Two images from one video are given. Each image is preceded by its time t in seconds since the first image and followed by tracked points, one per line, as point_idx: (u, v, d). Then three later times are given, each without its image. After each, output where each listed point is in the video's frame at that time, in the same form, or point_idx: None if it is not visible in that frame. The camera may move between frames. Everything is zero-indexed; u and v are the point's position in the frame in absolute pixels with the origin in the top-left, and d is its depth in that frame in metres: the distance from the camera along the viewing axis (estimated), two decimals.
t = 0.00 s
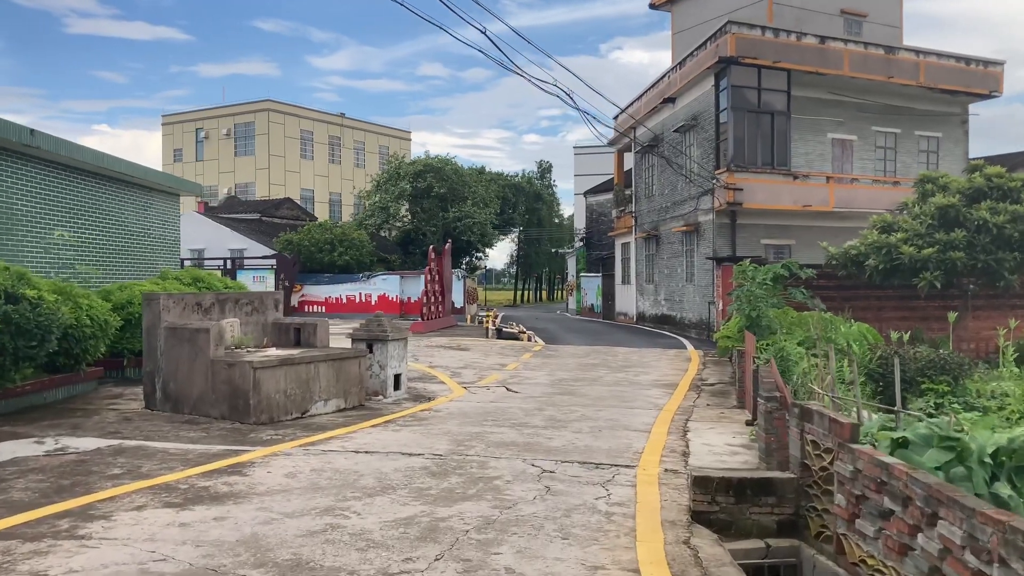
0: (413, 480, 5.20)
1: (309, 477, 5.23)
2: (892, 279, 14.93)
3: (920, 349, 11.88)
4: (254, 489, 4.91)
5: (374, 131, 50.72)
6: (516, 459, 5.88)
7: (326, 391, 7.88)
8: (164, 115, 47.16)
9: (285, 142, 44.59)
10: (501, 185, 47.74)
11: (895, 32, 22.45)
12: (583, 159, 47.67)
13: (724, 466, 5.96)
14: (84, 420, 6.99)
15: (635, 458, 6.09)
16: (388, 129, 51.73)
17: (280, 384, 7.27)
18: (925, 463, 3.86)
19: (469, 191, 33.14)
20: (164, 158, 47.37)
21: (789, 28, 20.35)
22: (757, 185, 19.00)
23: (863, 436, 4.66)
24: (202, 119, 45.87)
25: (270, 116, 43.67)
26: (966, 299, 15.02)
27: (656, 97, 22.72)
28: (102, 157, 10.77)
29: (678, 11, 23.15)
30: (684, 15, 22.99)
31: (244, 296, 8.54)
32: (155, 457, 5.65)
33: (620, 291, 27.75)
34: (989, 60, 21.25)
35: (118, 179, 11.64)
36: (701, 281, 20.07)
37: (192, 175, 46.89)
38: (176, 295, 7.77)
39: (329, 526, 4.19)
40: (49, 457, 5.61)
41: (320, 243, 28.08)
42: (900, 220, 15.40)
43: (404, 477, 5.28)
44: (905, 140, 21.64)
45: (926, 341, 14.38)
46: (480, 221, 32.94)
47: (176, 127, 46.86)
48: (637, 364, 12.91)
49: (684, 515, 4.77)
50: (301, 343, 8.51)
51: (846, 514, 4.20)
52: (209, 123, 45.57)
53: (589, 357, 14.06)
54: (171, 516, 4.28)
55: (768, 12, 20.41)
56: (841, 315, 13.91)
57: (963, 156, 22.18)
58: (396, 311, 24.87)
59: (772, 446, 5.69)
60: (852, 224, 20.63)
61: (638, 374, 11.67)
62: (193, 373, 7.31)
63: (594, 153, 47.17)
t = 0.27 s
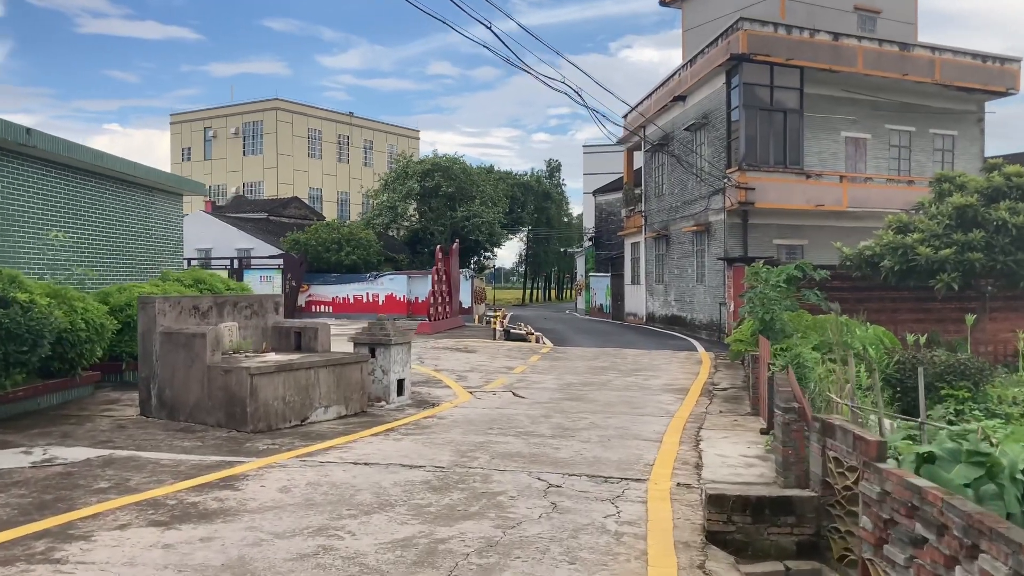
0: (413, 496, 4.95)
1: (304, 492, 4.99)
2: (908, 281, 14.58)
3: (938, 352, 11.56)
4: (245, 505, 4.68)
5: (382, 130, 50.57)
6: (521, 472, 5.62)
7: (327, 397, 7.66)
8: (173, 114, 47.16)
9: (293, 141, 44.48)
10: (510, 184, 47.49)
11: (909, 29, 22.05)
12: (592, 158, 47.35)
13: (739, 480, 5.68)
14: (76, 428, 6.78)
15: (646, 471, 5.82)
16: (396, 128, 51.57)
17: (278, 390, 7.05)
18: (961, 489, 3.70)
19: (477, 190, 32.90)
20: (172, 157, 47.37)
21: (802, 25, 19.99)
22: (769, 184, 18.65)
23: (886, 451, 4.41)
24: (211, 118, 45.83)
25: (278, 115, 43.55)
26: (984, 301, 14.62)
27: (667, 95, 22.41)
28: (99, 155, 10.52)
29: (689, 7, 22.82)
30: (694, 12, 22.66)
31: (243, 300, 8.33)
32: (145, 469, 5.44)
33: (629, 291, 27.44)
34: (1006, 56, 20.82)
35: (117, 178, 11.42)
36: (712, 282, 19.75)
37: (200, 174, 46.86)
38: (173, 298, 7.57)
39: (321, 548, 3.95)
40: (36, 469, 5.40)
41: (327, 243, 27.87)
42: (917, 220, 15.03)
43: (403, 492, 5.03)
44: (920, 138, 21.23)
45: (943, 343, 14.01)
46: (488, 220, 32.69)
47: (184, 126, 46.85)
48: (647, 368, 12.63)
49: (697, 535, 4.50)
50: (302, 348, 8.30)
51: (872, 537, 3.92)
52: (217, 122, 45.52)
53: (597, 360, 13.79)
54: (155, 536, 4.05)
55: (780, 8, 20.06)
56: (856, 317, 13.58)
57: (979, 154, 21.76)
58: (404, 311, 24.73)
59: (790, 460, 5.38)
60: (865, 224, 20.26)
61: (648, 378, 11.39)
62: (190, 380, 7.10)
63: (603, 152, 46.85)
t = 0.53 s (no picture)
0: (412, 501, 4.69)
1: (298, 497, 4.74)
2: (924, 279, 14.23)
3: (957, 352, 11.23)
4: (236, 510, 4.43)
5: (390, 127, 50.41)
6: (527, 476, 5.35)
7: (327, 396, 7.42)
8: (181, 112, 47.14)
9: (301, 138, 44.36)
10: (517, 182, 47.21)
11: (924, 23, 21.64)
12: (601, 156, 47.00)
13: (757, 485, 5.40)
14: (67, 427, 6.56)
15: (658, 475, 5.54)
16: (404, 126, 51.39)
17: (276, 389, 6.81)
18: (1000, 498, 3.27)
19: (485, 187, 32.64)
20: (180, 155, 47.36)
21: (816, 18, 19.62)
22: (781, 181, 18.31)
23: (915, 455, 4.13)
24: (218, 115, 45.78)
25: (286, 112, 43.39)
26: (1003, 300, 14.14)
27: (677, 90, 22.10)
28: (95, 148, 10.30)
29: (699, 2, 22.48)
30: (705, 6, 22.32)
31: (242, 296, 8.11)
32: (134, 471, 5.21)
33: (639, 289, 27.12)
34: None
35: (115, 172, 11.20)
36: (723, 280, 19.42)
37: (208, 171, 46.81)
38: (169, 294, 7.35)
39: (313, 558, 3.70)
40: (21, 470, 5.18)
41: (333, 240, 27.62)
42: (934, 216, 14.66)
43: (403, 498, 4.77)
44: (935, 135, 20.82)
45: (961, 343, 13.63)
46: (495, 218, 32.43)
47: (192, 124, 46.83)
48: (657, 367, 12.35)
49: (714, 545, 4.23)
50: (302, 345, 8.08)
51: (903, 551, 3.61)
52: (225, 119, 45.45)
53: (606, 359, 13.50)
54: (137, 544, 3.82)
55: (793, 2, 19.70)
56: (871, 316, 13.24)
57: (995, 151, 21.33)
58: (411, 308, 24.55)
59: (811, 464, 5.10)
60: (879, 221, 19.87)
61: (658, 378, 11.10)
62: (185, 378, 6.88)
63: (611, 150, 46.51)
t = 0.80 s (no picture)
0: (408, 516, 4.45)
1: (288, 511, 4.51)
2: (936, 280, 13.92)
3: (972, 356, 10.92)
4: (220, 526, 4.20)
5: (396, 126, 50.22)
6: (529, 488, 5.10)
7: (325, 401, 7.19)
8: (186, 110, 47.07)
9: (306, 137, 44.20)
10: (523, 182, 46.99)
11: (936, 20, 21.28)
12: (607, 155, 46.71)
13: (771, 498, 5.13)
14: (56, 433, 6.35)
15: (667, 487, 5.28)
16: (409, 124, 51.19)
17: (271, 394, 6.58)
18: None
19: (490, 186, 32.38)
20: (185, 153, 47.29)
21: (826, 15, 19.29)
22: (791, 180, 18.00)
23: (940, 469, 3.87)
24: (223, 114, 45.68)
25: (291, 110, 43.22)
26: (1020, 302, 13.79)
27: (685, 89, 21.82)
28: (90, 146, 10.09)
29: None
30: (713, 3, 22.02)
31: (236, 297, 7.90)
32: (119, 482, 4.99)
33: (646, 290, 26.83)
34: None
35: (110, 170, 10.98)
36: (731, 280, 19.12)
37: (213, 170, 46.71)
38: (162, 295, 7.14)
39: None
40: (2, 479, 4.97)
41: (337, 239, 27.33)
42: (949, 216, 14.31)
43: (397, 513, 4.51)
44: (948, 133, 20.45)
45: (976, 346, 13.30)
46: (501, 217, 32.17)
47: (197, 122, 46.76)
48: (665, 370, 12.09)
49: (726, 565, 3.96)
50: (299, 349, 7.86)
51: None
52: (230, 118, 45.33)
53: (613, 361, 13.24)
54: (113, 563, 3.60)
55: None
56: (884, 318, 12.94)
57: (1008, 150, 20.96)
58: (416, 309, 24.36)
59: (828, 477, 4.84)
60: (891, 222, 19.52)
61: (666, 381, 10.83)
62: (176, 382, 6.67)
63: (617, 149, 46.22)
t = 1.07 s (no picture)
0: (397, 526, 4.20)
1: (270, 519, 4.26)
2: (945, 280, 13.65)
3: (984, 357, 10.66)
4: (198, 536, 3.96)
5: (397, 125, 50.00)
6: (526, 495, 4.86)
7: (318, 403, 6.96)
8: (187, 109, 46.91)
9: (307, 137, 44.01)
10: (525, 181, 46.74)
11: (943, 17, 20.99)
12: (610, 155, 46.44)
13: (780, 505, 4.88)
14: (36, 436, 6.12)
15: (670, 494, 5.03)
16: (411, 124, 50.97)
17: (260, 396, 6.35)
18: None
19: (492, 186, 32.12)
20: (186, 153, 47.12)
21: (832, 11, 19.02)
22: (796, 178, 17.71)
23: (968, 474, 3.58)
24: (225, 113, 45.50)
25: (292, 110, 43.03)
26: None
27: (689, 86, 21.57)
28: (79, 140, 9.87)
29: None
30: None
31: (227, 295, 7.67)
32: (96, 488, 4.76)
33: (649, 290, 26.57)
34: None
35: (100, 165, 10.76)
36: (735, 280, 18.86)
37: (214, 169, 46.54)
38: (148, 293, 6.91)
39: None
40: None
41: (337, 238, 27.07)
42: (958, 214, 14.02)
43: (387, 522, 4.27)
44: (955, 131, 20.16)
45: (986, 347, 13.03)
46: (503, 217, 31.91)
47: (198, 121, 46.60)
48: (668, 371, 11.84)
49: None
50: (291, 349, 7.63)
51: None
52: (231, 117, 45.15)
53: (615, 362, 12.99)
54: None
55: None
56: (892, 318, 12.66)
57: (1017, 148, 20.65)
58: (417, 309, 24.14)
59: (840, 484, 4.59)
60: (898, 221, 19.25)
61: (669, 382, 10.58)
62: (163, 383, 6.44)
63: (620, 149, 45.94)
